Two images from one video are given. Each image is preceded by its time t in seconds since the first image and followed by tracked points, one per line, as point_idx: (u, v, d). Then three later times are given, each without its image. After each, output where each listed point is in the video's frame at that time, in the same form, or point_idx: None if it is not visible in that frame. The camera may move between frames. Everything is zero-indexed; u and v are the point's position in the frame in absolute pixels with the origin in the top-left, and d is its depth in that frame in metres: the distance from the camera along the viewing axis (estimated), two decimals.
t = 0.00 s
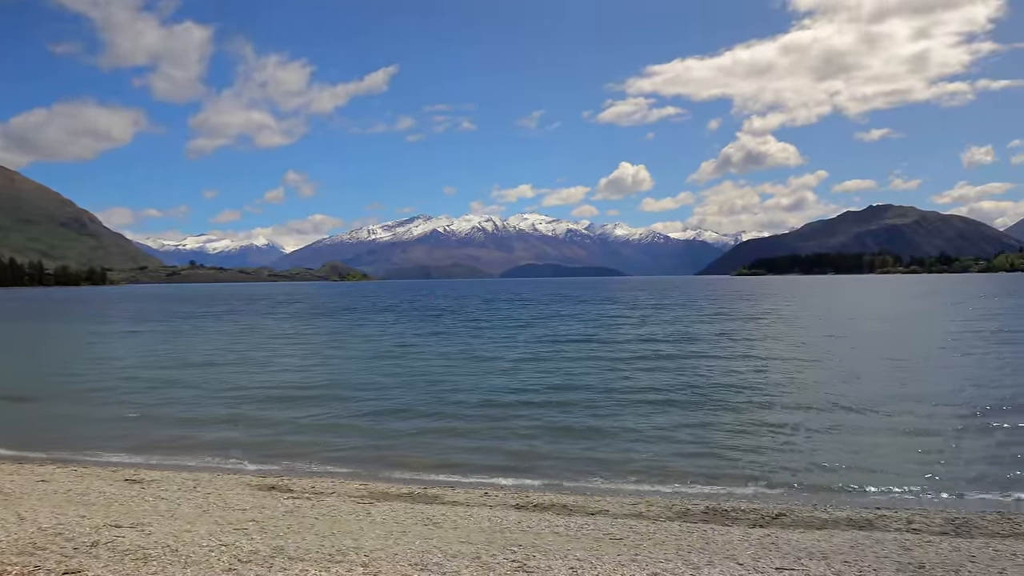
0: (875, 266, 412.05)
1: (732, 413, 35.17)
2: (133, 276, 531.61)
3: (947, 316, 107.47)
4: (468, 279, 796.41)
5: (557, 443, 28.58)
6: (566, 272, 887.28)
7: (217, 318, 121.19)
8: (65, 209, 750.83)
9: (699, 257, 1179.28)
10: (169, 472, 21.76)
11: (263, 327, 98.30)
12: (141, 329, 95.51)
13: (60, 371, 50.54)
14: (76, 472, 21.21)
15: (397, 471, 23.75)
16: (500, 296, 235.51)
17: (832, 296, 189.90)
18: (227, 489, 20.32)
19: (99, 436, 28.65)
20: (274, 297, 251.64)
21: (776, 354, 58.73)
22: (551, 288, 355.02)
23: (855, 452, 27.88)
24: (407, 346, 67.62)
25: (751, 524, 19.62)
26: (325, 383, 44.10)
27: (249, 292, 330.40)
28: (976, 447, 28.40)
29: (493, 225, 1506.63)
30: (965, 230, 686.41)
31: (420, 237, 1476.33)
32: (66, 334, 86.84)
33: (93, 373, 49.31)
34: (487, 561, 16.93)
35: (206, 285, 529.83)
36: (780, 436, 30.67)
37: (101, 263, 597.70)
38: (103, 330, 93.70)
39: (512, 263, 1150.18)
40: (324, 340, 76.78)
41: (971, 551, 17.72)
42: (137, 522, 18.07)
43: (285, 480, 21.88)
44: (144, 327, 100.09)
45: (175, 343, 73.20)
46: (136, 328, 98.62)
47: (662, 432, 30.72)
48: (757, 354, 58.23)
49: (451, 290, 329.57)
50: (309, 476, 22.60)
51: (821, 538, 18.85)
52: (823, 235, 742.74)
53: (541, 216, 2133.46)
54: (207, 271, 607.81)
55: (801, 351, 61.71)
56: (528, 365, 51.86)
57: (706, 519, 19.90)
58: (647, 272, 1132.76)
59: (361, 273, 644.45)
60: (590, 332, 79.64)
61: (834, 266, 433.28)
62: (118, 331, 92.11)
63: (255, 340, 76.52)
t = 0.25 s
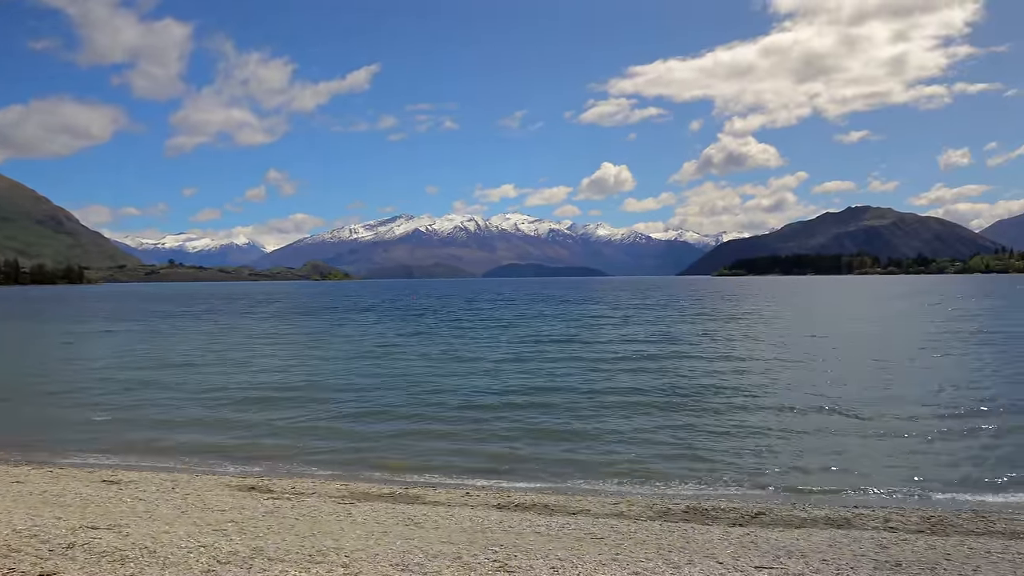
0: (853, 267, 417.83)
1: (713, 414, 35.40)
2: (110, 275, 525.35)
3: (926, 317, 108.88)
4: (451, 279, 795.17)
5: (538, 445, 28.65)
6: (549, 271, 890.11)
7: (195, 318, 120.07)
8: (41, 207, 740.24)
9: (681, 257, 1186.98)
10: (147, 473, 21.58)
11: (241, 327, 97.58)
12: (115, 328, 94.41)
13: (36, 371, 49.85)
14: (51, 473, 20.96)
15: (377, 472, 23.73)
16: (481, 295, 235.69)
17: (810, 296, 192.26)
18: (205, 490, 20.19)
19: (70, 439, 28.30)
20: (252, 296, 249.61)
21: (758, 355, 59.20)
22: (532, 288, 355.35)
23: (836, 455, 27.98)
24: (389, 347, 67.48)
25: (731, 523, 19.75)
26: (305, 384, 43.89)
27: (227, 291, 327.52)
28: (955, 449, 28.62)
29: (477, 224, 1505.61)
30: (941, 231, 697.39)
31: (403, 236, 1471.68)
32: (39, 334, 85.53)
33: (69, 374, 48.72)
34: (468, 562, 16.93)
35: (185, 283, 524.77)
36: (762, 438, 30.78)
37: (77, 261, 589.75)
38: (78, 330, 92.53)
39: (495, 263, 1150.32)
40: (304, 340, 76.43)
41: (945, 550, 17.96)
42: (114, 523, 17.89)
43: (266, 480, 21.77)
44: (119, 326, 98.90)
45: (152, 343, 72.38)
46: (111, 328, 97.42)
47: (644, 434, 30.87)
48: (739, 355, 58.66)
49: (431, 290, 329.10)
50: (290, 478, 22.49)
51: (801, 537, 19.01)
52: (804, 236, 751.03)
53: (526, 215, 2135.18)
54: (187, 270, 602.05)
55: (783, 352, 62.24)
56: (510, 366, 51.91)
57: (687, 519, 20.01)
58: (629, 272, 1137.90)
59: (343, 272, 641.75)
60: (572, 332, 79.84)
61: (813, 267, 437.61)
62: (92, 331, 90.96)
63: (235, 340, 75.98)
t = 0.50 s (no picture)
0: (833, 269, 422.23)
1: (695, 418, 35.56)
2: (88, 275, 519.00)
3: (906, 320, 110.18)
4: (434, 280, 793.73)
5: (520, 448, 28.67)
6: (533, 272, 891.23)
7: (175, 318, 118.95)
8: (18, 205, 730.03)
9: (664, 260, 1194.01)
10: (125, 476, 21.37)
11: (219, 327, 96.79)
12: (91, 329, 93.23)
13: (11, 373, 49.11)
14: (27, 475, 20.71)
15: (358, 476, 23.65)
16: (464, 296, 235.67)
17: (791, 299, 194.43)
18: (185, 492, 20.02)
19: (41, 443, 27.92)
20: (232, 296, 247.47)
21: (740, 358, 59.55)
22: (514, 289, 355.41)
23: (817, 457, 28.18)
24: (371, 349, 67.31)
25: (712, 524, 19.86)
26: (284, 386, 43.60)
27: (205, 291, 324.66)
28: (935, 452, 28.90)
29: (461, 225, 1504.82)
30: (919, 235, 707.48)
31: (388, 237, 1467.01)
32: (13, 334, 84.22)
33: (45, 375, 48.07)
34: (450, 562, 16.90)
35: (165, 283, 519.88)
36: (743, 441, 30.98)
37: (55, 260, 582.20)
38: (53, 330, 91.32)
39: (479, 264, 1150.10)
40: (286, 341, 76.02)
41: (923, 549, 18.12)
42: (91, 525, 17.68)
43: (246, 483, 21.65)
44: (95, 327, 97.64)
45: (130, 344, 71.60)
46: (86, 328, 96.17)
47: (625, 438, 30.94)
48: (722, 358, 58.97)
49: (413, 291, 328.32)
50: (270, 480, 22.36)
51: (780, 537, 19.15)
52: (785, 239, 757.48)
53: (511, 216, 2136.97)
54: (167, 270, 596.54)
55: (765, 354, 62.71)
56: (492, 368, 51.89)
57: (668, 519, 20.10)
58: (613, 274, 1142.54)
59: (326, 273, 639.12)
60: (556, 334, 79.98)
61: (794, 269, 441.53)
62: (68, 331, 89.73)
63: (215, 341, 75.36)
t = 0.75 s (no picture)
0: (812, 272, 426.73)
1: (675, 422, 35.74)
2: (64, 275, 512.47)
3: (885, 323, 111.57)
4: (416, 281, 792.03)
5: (500, 452, 28.69)
6: (515, 274, 892.46)
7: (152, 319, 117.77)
8: None
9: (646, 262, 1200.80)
10: (100, 478, 21.16)
11: (196, 329, 95.98)
12: (65, 330, 92.07)
13: None
14: None
15: (336, 480, 23.59)
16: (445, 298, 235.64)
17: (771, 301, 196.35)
18: (162, 495, 19.87)
19: (13, 447, 27.52)
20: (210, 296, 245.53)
21: (722, 361, 59.91)
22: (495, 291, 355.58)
23: (797, 461, 28.40)
24: (353, 350, 67.10)
25: (691, 525, 20.00)
26: (264, 390, 43.32)
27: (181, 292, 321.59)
28: (911, 455, 29.26)
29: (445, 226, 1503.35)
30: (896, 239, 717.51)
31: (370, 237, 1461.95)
32: None
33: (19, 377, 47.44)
34: (429, 565, 16.88)
35: (142, 283, 514.46)
36: (724, 444, 31.16)
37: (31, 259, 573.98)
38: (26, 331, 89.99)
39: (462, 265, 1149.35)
40: (266, 343, 75.54)
41: (898, 550, 18.36)
42: (66, 529, 17.48)
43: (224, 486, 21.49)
44: (68, 328, 96.38)
45: (106, 345, 70.79)
46: (60, 329, 94.95)
47: (606, 442, 31.00)
48: (703, 361, 59.29)
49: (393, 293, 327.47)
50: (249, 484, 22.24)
51: (758, 538, 19.29)
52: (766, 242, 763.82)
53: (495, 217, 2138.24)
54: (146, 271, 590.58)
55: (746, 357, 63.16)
56: (475, 371, 51.84)
57: (648, 521, 20.21)
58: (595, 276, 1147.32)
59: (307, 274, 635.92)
60: (538, 336, 80.12)
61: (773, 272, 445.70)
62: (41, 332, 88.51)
63: (194, 343, 74.71)
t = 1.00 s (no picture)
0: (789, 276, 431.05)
1: (653, 426, 35.94)
2: (36, 275, 503.45)
3: (860, 327, 113.12)
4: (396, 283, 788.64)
5: (477, 458, 28.71)
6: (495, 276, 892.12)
7: (126, 321, 116.18)
8: None
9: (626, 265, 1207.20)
10: (72, 482, 20.90)
11: (170, 332, 94.83)
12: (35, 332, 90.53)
13: None
14: None
15: (312, 484, 23.50)
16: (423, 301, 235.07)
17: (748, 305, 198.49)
18: (136, 498, 19.68)
19: None
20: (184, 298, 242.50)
21: (701, 365, 60.29)
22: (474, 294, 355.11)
23: (773, 465, 28.66)
24: (331, 354, 66.76)
25: (668, 526, 20.13)
26: (240, 394, 42.91)
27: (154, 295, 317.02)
28: (885, 458, 29.67)
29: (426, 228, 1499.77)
30: (871, 243, 727.83)
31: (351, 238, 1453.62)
32: None
33: None
34: (406, 567, 16.86)
35: (116, 284, 506.97)
36: (701, 449, 31.37)
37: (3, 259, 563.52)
38: None
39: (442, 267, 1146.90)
40: (243, 345, 74.88)
41: (871, 549, 18.62)
42: (36, 533, 17.22)
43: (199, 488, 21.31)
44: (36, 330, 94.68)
45: (78, 347, 69.72)
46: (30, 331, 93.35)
47: (584, 448, 31.06)
48: (682, 365, 59.64)
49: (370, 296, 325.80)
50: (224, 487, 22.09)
51: (734, 539, 19.46)
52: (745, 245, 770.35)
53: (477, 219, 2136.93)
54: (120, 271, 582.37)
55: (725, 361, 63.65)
56: (453, 375, 51.82)
57: (625, 523, 20.32)
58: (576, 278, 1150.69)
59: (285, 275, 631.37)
60: (517, 339, 80.19)
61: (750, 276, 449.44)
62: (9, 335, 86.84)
63: (168, 345, 73.92)
